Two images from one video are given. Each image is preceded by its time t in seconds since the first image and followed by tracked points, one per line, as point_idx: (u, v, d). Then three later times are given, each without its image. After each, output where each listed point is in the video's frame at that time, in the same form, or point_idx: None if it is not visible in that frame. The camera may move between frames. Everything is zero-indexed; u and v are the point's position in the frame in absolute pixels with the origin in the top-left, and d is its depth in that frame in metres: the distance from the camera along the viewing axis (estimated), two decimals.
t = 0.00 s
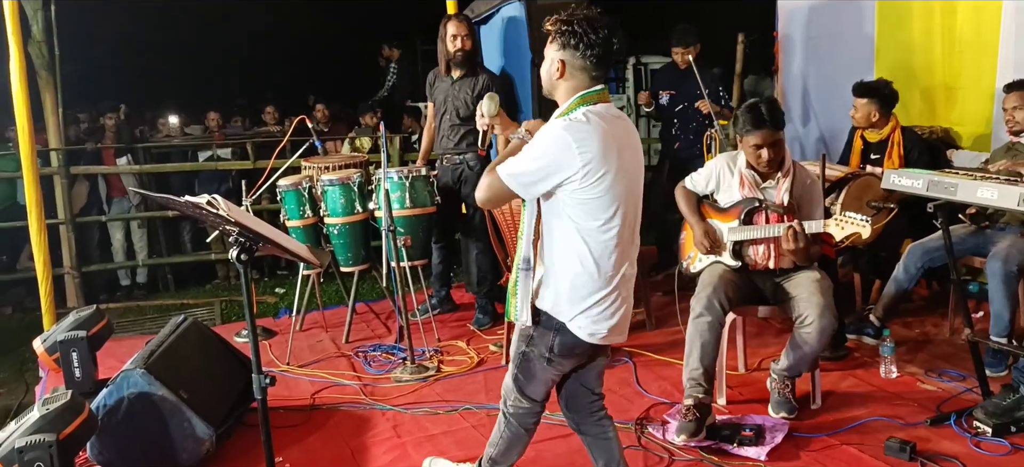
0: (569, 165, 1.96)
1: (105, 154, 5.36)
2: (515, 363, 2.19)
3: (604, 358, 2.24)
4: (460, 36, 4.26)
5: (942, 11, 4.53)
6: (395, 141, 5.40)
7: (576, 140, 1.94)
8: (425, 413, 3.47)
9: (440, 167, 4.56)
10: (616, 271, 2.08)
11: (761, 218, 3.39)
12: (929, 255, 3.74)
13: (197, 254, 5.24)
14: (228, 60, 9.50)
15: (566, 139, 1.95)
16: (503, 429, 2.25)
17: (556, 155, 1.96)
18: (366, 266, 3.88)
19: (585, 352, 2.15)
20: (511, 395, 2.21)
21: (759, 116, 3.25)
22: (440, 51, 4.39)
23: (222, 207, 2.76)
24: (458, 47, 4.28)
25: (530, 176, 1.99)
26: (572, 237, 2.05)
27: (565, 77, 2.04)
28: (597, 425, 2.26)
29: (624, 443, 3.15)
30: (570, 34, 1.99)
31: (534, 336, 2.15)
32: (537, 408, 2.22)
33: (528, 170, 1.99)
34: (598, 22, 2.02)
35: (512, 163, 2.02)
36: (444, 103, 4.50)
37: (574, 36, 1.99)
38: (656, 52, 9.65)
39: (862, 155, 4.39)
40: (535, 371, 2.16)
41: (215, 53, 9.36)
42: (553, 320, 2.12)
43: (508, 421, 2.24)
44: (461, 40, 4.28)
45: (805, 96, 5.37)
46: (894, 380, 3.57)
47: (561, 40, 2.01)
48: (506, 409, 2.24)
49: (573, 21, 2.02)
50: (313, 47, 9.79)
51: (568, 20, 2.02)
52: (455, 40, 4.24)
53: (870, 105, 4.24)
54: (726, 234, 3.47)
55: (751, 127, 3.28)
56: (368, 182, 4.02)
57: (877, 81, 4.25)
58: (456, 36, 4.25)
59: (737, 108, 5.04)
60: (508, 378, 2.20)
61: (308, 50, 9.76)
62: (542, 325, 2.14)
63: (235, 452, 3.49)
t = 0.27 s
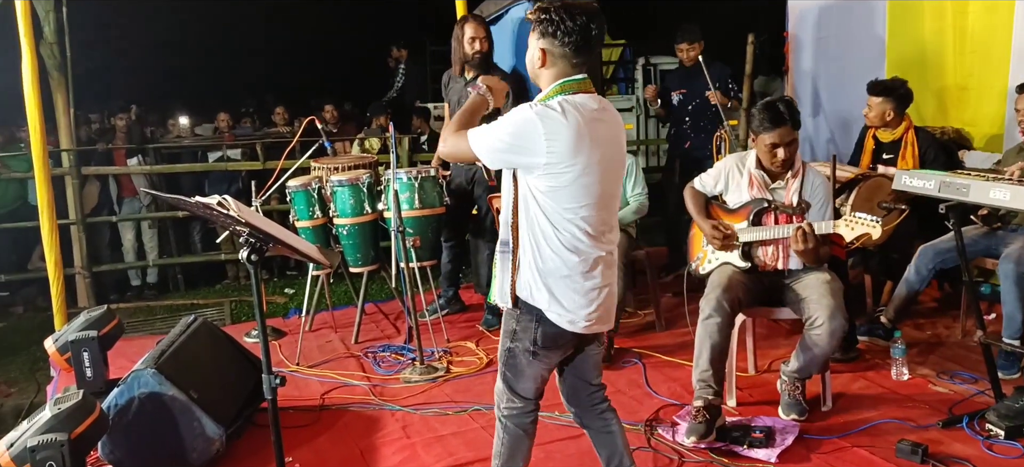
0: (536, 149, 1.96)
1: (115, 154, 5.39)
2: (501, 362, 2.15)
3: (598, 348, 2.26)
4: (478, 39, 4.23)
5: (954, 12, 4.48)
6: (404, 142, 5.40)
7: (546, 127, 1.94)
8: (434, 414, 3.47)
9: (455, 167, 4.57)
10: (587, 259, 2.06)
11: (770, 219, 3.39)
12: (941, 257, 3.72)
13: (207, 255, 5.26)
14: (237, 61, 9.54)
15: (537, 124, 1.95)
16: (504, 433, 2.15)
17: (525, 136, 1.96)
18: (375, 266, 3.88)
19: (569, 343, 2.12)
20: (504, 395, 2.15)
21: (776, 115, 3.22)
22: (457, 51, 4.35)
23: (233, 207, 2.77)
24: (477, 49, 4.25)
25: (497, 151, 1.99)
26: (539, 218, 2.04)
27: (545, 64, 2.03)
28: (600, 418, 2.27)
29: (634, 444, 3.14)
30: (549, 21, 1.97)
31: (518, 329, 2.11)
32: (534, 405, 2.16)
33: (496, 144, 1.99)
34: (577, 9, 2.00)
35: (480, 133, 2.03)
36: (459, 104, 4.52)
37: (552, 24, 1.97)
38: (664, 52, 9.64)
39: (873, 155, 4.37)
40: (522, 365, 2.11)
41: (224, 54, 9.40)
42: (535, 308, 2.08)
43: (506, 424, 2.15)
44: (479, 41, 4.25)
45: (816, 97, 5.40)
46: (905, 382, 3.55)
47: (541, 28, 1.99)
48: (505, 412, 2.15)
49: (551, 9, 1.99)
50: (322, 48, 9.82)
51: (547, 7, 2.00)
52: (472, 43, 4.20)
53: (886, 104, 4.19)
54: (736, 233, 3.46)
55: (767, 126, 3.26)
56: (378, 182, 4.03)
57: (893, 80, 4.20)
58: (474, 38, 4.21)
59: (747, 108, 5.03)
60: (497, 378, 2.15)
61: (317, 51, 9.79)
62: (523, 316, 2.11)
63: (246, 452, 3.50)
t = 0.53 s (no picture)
0: (505, 168, 1.97)
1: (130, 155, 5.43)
2: (473, 377, 2.18)
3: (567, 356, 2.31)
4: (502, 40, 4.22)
5: (968, 11, 4.53)
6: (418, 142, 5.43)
7: (512, 144, 1.96)
8: (447, 413, 3.49)
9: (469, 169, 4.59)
10: (557, 270, 2.10)
11: (785, 220, 3.42)
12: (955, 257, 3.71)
13: (221, 254, 5.29)
14: (249, 62, 9.59)
15: (504, 143, 1.96)
16: (488, 447, 2.21)
17: (494, 157, 1.97)
18: (388, 266, 3.90)
19: (539, 354, 2.16)
20: (480, 410, 2.20)
21: (787, 115, 3.21)
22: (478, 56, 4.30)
23: (249, 208, 2.76)
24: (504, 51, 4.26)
25: (468, 176, 2.01)
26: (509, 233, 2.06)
27: (517, 83, 2.06)
28: (579, 422, 2.31)
29: (647, 444, 3.14)
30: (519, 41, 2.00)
31: (489, 344, 2.14)
32: (511, 415, 2.20)
33: (466, 170, 2.01)
34: (547, 28, 2.02)
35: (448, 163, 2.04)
36: (475, 106, 4.52)
37: (524, 44, 1.99)
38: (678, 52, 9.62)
39: (888, 155, 4.37)
40: (493, 378, 2.15)
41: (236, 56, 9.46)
42: (505, 323, 2.11)
43: (488, 437, 2.20)
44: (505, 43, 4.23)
45: (829, 97, 5.33)
46: (919, 383, 3.54)
47: (512, 48, 2.02)
48: (485, 426, 2.20)
49: (522, 28, 2.02)
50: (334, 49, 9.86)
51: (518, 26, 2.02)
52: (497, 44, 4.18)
53: (904, 105, 4.14)
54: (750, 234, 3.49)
55: (779, 128, 3.25)
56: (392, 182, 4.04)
57: (911, 82, 4.15)
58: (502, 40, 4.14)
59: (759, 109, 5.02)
60: (471, 394, 2.19)
61: (329, 52, 9.83)
62: (491, 331, 2.14)
63: (260, 450, 3.52)
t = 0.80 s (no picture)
0: (506, 170, 1.95)
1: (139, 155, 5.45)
2: (476, 384, 2.15)
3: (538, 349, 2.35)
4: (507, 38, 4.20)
5: (980, 11, 4.51)
6: (426, 141, 5.44)
7: (506, 143, 1.95)
8: (456, 412, 3.49)
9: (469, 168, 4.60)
10: (546, 261, 2.13)
11: (792, 219, 3.39)
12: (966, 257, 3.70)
13: (230, 254, 5.31)
14: (257, 63, 9.62)
15: (499, 143, 1.95)
16: (500, 449, 2.20)
17: (495, 161, 1.94)
18: (397, 265, 3.90)
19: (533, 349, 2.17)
20: (488, 414, 2.18)
21: (805, 109, 3.20)
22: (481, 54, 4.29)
23: (259, 207, 2.78)
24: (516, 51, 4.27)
25: (473, 193, 1.94)
26: (503, 230, 2.05)
27: (497, 80, 2.05)
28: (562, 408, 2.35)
29: (656, 443, 3.14)
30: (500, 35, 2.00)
31: (490, 348, 2.11)
32: (519, 413, 2.20)
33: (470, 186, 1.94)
34: (527, 22, 2.02)
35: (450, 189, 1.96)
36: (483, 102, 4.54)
37: (507, 38, 1.99)
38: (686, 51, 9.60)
39: (898, 153, 4.36)
40: (499, 380, 2.14)
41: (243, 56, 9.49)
42: (502, 323, 2.08)
43: (498, 440, 2.20)
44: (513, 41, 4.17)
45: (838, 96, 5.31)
46: (930, 383, 3.52)
47: (494, 42, 2.01)
48: (495, 429, 2.19)
49: (501, 22, 2.01)
50: (341, 49, 9.88)
51: (498, 20, 2.02)
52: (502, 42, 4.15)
53: (916, 99, 4.09)
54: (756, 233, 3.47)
55: (797, 123, 3.22)
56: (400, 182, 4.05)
57: (922, 76, 4.10)
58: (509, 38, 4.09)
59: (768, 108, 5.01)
60: (476, 400, 2.16)
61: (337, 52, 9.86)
62: (489, 335, 2.10)
63: (269, 449, 3.53)
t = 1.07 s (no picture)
0: (548, 184, 1.90)
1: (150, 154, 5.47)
2: (484, 388, 2.06)
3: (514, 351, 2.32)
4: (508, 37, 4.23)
5: (992, 11, 4.50)
6: (436, 141, 5.45)
7: (539, 158, 1.90)
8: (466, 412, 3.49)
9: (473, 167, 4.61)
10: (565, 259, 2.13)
11: (805, 220, 3.38)
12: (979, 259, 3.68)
13: (241, 253, 5.33)
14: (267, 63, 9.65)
15: (535, 160, 1.89)
16: (506, 455, 2.11)
17: (538, 177, 1.88)
18: (407, 266, 3.90)
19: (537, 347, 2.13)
20: (494, 419, 2.08)
21: (817, 111, 3.19)
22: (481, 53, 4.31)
23: (272, 206, 2.78)
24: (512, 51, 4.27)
25: (535, 215, 1.85)
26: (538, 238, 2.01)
27: (489, 90, 1.98)
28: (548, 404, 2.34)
29: (666, 445, 3.13)
30: (490, 44, 1.93)
31: (505, 350, 2.03)
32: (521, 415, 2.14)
33: (528, 209, 1.85)
34: (522, 32, 1.96)
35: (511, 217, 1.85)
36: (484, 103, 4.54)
37: (501, 49, 1.92)
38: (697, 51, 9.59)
39: (909, 154, 4.33)
40: (507, 381, 2.07)
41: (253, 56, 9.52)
42: (518, 328, 2.02)
43: (503, 445, 2.11)
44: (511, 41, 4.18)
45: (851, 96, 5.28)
46: (941, 385, 3.51)
47: (487, 53, 1.94)
48: (500, 434, 2.10)
49: (496, 32, 1.94)
50: (350, 49, 9.90)
51: (491, 30, 1.95)
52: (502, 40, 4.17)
53: (928, 98, 4.07)
54: (768, 235, 3.46)
55: (810, 126, 3.21)
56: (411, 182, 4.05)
57: (934, 76, 4.08)
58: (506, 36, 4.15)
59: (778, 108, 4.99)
60: (483, 406, 2.06)
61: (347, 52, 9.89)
62: (502, 340, 2.03)
63: (279, 449, 3.54)
